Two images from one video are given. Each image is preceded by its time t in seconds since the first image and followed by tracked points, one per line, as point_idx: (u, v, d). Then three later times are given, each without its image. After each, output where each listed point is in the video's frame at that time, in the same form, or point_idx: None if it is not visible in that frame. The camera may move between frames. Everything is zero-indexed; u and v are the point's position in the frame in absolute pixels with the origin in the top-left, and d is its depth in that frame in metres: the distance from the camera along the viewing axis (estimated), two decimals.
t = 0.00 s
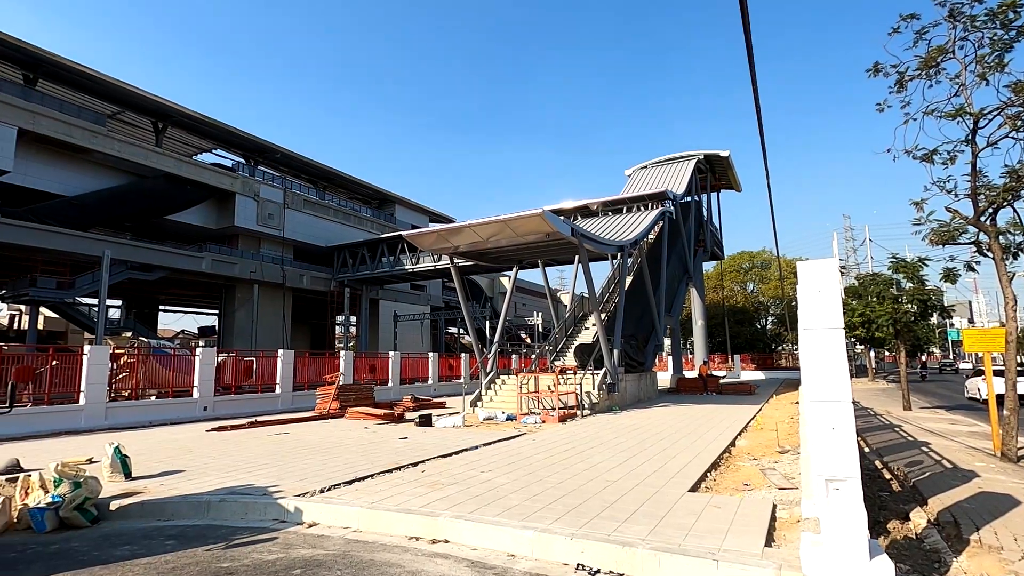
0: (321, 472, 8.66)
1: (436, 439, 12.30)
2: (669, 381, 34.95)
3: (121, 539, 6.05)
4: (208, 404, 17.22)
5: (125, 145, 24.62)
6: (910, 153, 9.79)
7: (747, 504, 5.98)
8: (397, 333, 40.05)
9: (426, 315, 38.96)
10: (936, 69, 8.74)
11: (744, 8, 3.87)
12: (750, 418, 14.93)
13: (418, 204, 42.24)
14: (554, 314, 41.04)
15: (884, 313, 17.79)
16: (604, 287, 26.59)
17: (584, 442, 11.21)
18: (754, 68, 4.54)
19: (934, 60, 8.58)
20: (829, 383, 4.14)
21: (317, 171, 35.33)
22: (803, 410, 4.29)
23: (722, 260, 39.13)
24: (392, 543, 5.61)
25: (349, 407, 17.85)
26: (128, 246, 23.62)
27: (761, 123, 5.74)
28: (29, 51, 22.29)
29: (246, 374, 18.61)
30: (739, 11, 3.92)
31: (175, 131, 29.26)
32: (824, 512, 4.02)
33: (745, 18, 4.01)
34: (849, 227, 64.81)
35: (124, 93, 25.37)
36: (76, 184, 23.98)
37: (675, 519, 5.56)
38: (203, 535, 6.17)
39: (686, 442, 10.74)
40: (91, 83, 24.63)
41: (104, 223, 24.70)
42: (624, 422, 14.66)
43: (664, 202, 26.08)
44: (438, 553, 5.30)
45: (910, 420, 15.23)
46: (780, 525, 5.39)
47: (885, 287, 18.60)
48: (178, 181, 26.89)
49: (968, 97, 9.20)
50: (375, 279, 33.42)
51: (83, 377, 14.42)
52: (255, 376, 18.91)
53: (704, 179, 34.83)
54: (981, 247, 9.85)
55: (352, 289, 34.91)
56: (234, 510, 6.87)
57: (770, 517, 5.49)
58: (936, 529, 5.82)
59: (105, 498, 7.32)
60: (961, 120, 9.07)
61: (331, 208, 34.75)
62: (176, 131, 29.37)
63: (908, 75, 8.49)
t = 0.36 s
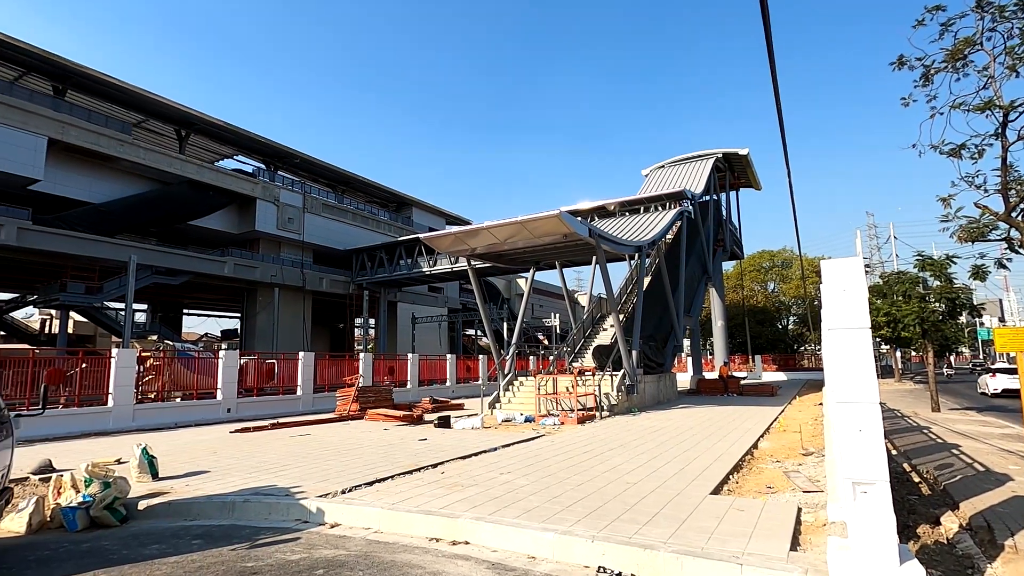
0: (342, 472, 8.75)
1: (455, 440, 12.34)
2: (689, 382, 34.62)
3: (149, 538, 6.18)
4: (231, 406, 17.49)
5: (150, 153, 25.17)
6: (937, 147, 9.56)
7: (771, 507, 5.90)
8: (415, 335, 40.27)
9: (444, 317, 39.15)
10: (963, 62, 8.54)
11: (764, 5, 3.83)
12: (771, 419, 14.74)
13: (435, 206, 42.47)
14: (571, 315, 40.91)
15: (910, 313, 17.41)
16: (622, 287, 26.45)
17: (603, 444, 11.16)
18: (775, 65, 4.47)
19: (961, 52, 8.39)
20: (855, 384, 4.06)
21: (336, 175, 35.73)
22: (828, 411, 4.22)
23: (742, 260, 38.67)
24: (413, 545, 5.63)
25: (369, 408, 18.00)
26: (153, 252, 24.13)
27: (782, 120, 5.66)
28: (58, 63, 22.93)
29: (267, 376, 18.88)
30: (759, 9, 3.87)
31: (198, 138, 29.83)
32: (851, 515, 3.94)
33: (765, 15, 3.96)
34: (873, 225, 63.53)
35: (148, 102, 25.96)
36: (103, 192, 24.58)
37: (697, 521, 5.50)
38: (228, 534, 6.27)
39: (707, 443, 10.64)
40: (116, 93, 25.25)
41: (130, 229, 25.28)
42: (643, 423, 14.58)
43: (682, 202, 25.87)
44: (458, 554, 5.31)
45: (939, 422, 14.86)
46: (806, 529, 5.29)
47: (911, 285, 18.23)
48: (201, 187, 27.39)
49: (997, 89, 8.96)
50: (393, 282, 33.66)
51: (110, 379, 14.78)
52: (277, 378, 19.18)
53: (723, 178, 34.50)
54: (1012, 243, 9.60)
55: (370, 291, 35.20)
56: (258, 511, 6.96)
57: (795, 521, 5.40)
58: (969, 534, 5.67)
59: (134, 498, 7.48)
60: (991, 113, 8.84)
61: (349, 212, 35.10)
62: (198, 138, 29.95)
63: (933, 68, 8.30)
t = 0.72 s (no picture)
0: (367, 473, 8.84)
1: (477, 442, 12.37)
2: (713, 383, 34.18)
3: (181, 535, 6.33)
4: (258, 407, 17.80)
5: (179, 160, 25.77)
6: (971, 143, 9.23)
7: (800, 510, 5.80)
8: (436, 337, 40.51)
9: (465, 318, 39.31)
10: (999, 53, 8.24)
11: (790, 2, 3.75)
12: (799, 422, 14.44)
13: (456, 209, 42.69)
14: (593, 316, 40.71)
15: (944, 312, 16.91)
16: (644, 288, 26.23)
17: (626, 445, 11.06)
18: (801, 60, 4.36)
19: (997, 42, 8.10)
20: (888, 386, 3.96)
21: (358, 179, 36.13)
22: (860, 414, 4.12)
23: (767, 259, 38.03)
24: (438, 545, 5.66)
25: (392, 410, 18.15)
26: (182, 256, 24.71)
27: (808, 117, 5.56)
28: (92, 75, 23.68)
29: (293, 378, 19.17)
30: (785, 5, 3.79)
31: (224, 145, 30.46)
32: (885, 521, 3.84)
33: (790, 11, 3.87)
34: (903, 222, 61.83)
35: (177, 110, 26.60)
36: (134, 199, 25.26)
37: (724, 525, 5.42)
38: (256, 533, 6.37)
39: (732, 446, 10.47)
40: (147, 102, 25.94)
41: (160, 235, 25.93)
42: (666, 425, 14.43)
43: (705, 201, 25.55)
44: (483, 556, 5.32)
45: (976, 426, 14.38)
46: (837, 534, 5.17)
47: (945, 284, 17.73)
48: (228, 193, 27.96)
49: None
50: (415, 284, 33.88)
51: (143, 380, 15.18)
52: (302, 379, 19.46)
53: (746, 176, 33.99)
54: None
55: (392, 293, 35.51)
56: (285, 510, 7.06)
57: (825, 526, 5.28)
58: (1009, 542, 5.48)
59: (166, 497, 7.67)
60: None
61: (372, 215, 35.46)
62: (225, 145, 30.58)
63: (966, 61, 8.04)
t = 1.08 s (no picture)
0: (399, 472, 8.94)
1: (508, 442, 12.38)
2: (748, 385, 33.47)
3: (221, 531, 6.51)
4: (294, 407, 18.20)
5: (217, 168, 26.55)
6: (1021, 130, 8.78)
7: (841, 515, 5.62)
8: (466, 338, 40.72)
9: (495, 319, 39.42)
10: None
11: None
12: (839, 424, 14.02)
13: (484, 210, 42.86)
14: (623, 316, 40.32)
15: (995, 310, 16.20)
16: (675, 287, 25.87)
17: (658, 447, 10.91)
18: (837, 51, 4.23)
19: None
20: (936, 386, 3.80)
21: (388, 183, 36.62)
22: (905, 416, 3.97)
23: (803, 256, 37.05)
24: (469, 545, 5.69)
25: (423, 410, 18.31)
26: (220, 261, 25.43)
27: (847, 111, 5.40)
28: (135, 88, 24.63)
29: (326, 379, 19.53)
30: None
31: (260, 152, 31.26)
32: (933, 528, 3.70)
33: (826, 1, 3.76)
34: (949, 216, 59.40)
35: (214, 120, 27.42)
36: (175, 206, 26.13)
37: (761, 530, 5.30)
38: (293, 530, 6.51)
39: (768, 448, 10.21)
40: (186, 113, 26.82)
41: (199, 240, 26.77)
42: (699, 427, 14.19)
43: (738, 198, 25.06)
44: (514, 556, 5.32)
45: None
46: (881, 541, 5.00)
47: (995, 281, 17.01)
48: (263, 199, 28.67)
49: None
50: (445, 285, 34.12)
51: (185, 381, 15.69)
52: (335, 380, 19.82)
53: (780, 172, 33.21)
54: None
55: (422, 295, 35.85)
56: (320, 508, 7.19)
57: (869, 532, 5.11)
58: None
59: (207, 494, 7.90)
60: None
61: (402, 218, 35.87)
62: (260, 152, 31.39)
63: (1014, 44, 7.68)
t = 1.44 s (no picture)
0: (440, 471, 9.04)
1: (548, 442, 12.36)
2: (795, 385, 32.43)
3: (271, 526, 6.74)
4: (338, 406, 18.63)
5: (262, 175, 27.43)
6: None
7: (898, 522, 5.38)
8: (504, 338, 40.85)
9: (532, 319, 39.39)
10: None
11: None
12: (895, 426, 13.42)
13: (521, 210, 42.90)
14: (662, 315, 39.67)
15: None
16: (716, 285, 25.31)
17: (702, 448, 10.68)
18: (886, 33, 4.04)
19: None
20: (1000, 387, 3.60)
21: (425, 185, 37.07)
22: (967, 419, 3.77)
23: (852, 251, 35.61)
24: (510, 544, 5.71)
25: (463, 410, 18.47)
26: (266, 264, 26.26)
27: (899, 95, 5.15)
28: (186, 101, 25.73)
29: (368, 378, 19.93)
30: None
31: (303, 158, 32.15)
32: (999, 537, 3.50)
33: None
34: (1013, 205, 56.03)
35: (259, 129, 28.34)
36: (224, 213, 27.14)
37: (812, 535, 5.12)
38: (339, 526, 6.68)
39: (818, 451, 9.87)
40: (233, 123, 27.83)
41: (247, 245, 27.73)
42: (744, 428, 13.82)
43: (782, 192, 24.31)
44: (555, 556, 5.32)
45: None
46: (942, 550, 4.76)
47: None
48: (306, 204, 29.45)
49: None
50: (482, 286, 34.30)
51: (235, 380, 16.28)
52: (377, 380, 20.19)
53: (827, 164, 32.07)
54: None
55: (460, 296, 36.14)
56: (364, 506, 7.34)
57: (929, 540, 4.87)
58: None
59: (258, 490, 8.19)
60: None
61: (439, 220, 36.25)
62: (303, 158, 32.28)
63: None
